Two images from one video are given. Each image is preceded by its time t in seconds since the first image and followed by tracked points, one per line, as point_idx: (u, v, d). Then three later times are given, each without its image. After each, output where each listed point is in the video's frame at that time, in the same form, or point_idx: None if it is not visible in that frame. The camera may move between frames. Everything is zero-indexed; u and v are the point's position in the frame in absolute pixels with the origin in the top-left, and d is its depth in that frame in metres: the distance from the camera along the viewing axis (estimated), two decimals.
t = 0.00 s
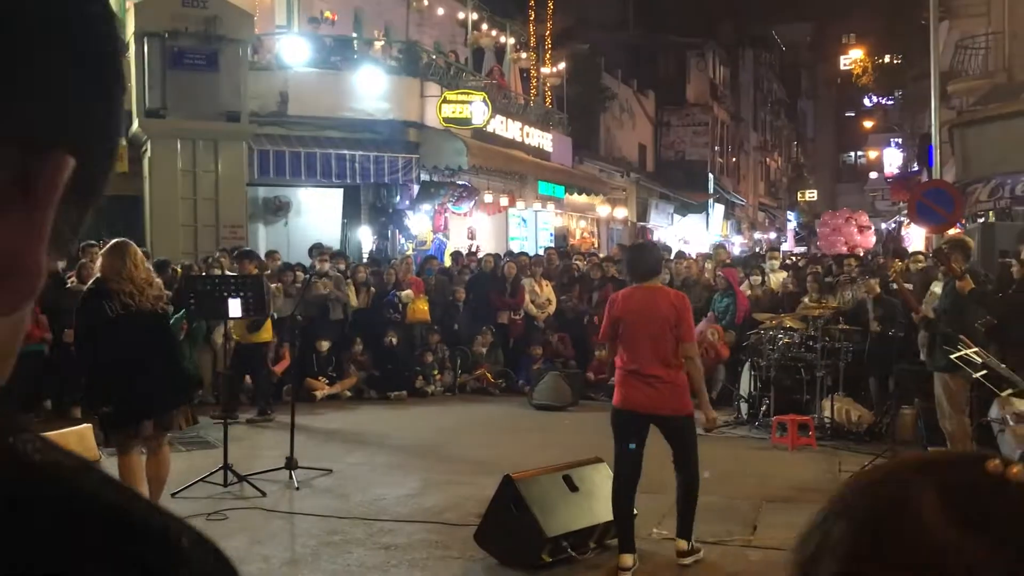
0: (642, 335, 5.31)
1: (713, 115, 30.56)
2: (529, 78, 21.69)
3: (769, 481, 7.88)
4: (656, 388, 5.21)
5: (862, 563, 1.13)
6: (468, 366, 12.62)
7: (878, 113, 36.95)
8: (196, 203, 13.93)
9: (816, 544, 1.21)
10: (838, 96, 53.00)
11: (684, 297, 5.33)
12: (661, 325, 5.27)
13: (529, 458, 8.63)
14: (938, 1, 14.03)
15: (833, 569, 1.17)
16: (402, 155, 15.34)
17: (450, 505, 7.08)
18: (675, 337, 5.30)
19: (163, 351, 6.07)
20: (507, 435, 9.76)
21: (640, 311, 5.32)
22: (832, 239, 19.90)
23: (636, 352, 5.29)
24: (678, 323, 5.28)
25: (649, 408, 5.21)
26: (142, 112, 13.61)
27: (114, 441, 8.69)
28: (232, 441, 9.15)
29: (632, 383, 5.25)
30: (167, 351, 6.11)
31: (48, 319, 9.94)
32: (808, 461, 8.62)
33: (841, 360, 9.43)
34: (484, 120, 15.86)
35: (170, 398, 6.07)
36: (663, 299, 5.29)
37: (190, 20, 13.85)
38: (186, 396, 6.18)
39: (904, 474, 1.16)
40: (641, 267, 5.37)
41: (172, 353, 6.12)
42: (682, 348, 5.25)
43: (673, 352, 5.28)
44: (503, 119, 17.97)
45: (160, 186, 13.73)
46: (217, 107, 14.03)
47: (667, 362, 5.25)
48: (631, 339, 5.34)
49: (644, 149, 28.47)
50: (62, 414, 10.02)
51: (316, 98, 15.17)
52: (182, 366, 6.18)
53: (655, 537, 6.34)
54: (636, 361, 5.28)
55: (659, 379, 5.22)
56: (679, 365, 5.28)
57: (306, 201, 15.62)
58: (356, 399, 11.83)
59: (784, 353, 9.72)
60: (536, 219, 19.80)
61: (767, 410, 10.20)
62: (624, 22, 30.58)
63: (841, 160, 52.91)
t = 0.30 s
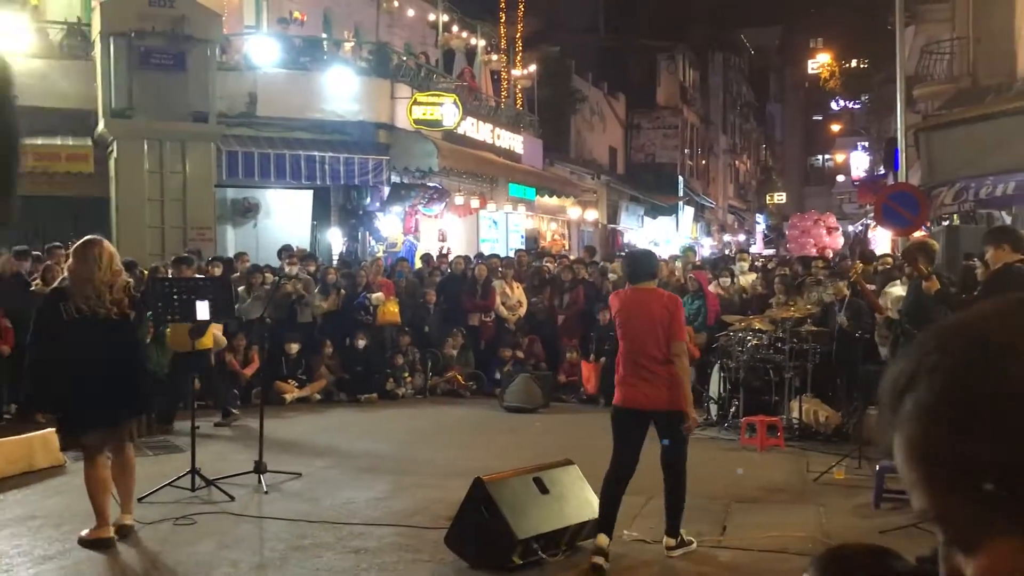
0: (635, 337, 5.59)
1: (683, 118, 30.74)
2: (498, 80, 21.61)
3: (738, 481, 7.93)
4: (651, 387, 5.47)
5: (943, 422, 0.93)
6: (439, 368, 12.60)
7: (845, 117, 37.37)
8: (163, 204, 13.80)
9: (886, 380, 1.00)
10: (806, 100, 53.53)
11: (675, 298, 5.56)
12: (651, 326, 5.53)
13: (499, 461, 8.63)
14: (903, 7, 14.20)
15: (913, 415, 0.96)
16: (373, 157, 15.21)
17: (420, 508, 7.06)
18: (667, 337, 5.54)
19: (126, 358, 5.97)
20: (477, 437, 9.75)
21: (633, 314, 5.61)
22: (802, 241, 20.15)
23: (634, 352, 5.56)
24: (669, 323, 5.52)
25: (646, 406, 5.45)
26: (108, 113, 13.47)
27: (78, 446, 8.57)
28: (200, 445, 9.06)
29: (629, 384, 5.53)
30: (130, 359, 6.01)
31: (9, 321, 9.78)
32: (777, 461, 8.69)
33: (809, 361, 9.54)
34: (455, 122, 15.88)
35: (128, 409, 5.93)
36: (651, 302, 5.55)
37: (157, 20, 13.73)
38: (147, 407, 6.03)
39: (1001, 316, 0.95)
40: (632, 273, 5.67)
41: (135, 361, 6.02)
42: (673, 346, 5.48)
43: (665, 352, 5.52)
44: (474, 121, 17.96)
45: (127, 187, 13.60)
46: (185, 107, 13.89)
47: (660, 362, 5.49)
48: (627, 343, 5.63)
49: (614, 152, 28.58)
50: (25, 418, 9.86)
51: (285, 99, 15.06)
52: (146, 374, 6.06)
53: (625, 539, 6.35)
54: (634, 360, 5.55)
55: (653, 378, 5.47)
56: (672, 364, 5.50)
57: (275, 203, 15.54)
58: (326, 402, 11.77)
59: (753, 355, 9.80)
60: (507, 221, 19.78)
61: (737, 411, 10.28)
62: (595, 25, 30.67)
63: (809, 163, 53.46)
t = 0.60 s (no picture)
0: (631, 332, 6.05)
1: (652, 120, 30.91)
2: (470, 80, 21.68)
3: (704, 481, 8.01)
4: (647, 378, 5.94)
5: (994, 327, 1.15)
6: (407, 368, 12.60)
7: (811, 121, 37.81)
8: (129, 202, 13.66)
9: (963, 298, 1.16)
10: (772, 104, 54.08)
11: (668, 299, 6.09)
12: (648, 323, 6.01)
13: (467, 461, 8.63)
14: (868, 13, 14.36)
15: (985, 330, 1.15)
16: (342, 155, 15.03)
17: (388, 508, 7.04)
18: (660, 333, 6.06)
19: (89, 361, 5.85)
20: (446, 437, 9.73)
21: (629, 311, 6.08)
22: (768, 243, 20.50)
23: (632, 346, 6.02)
24: (663, 321, 6.04)
25: (641, 396, 5.93)
26: (71, 109, 13.23)
27: (42, 446, 8.45)
28: (165, 445, 8.97)
29: (625, 376, 5.98)
30: (93, 363, 5.87)
31: None
32: (743, 461, 8.80)
33: (775, 362, 9.60)
34: (425, 121, 15.77)
35: (87, 413, 5.82)
36: (648, 301, 6.05)
37: (123, 15, 13.56)
38: (110, 411, 5.89)
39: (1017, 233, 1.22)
40: (627, 274, 6.18)
41: (98, 363, 5.88)
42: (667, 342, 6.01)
43: (659, 347, 6.03)
44: (444, 121, 17.93)
45: (92, 184, 13.42)
46: (152, 104, 13.77)
47: (655, 355, 5.98)
48: (622, 337, 6.08)
49: (584, 153, 28.67)
50: None
51: (254, 96, 14.97)
52: (111, 378, 5.91)
53: (593, 538, 6.39)
54: (631, 354, 6.01)
55: (649, 370, 5.95)
56: (664, 358, 6.02)
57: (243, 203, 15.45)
58: (294, 402, 11.72)
59: (720, 356, 9.87)
60: (477, 221, 19.78)
61: (704, 411, 10.40)
62: (565, 27, 30.75)
63: (775, 166, 54.01)
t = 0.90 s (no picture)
0: (617, 332, 6.21)
1: (622, 120, 31.03)
2: (442, 77, 21.83)
3: (672, 479, 8.05)
4: (631, 376, 6.12)
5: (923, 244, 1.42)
6: (376, 366, 12.54)
7: (778, 123, 38.17)
8: (94, 196, 13.52)
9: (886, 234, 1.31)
10: (741, 105, 54.54)
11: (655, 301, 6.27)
12: (635, 323, 6.18)
13: (436, 458, 8.60)
14: (836, 15, 14.49)
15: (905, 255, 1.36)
16: (311, 153, 15.10)
17: (355, 506, 7.00)
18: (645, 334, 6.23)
19: (63, 362, 5.69)
20: (415, 435, 9.70)
21: (618, 311, 6.24)
22: (736, 243, 21.03)
23: (621, 345, 6.18)
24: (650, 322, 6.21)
25: (624, 394, 6.10)
26: (36, 101, 13.04)
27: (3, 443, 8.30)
28: (130, 443, 8.84)
29: (610, 374, 6.15)
30: (54, 367, 5.70)
31: None
32: (710, 459, 8.86)
33: (742, 362, 9.72)
34: (395, 120, 15.67)
35: (48, 418, 5.67)
36: (637, 301, 6.21)
37: (90, 7, 13.39)
38: (70, 418, 5.68)
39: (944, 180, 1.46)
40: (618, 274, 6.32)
41: (58, 368, 5.69)
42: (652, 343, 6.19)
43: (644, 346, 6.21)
44: (414, 118, 17.85)
45: (56, 177, 13.25)
46: (117, 98, 13.56)
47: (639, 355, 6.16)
48: (609, 336, 6.24)
49: (554, 152, 28.70)
50: None
51: (222, 91, 14.79)
52: (72, 383, 5.69)
53: (561, 535, 6.41)
54: (620, 354, 6.16)
55: (634, 368, 6.12)
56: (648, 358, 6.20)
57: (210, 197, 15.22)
58: (260, 399, 11.62)
59: (689, 355, 9.94)
60: (447, 219, 19.74)
61: (671, 409, 10.48)
62: (536, 26, 30.76)
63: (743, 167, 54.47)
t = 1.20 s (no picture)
0: (602, 334, 6.47)
1: (593, 119, 31.11)
2: (412, 75, 21.51)
3: (641, 477, 8.07)
4: (615, 376, 6.43)
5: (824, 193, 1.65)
6: (345, 363, 12.48)
7: (748, 123, 38.47)
8: (58, 189, 13.30)
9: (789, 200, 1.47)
10: (711, 105, 54.92)
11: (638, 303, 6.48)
12: (618, 326, 6.43)
13: (405, 456, 8.57)
14: (805, 17, 14.62)
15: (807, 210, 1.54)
16: (281, 149, 14.99)
17: (324, 504, 6.96)
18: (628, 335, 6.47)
19: (64, 361, 5.81)
20: (384, 432, 9.67)
21: (601, 314, 6.49)
22: (706, 241, 21.16)
23: (606, 346, 6.46)
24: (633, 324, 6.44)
25: (609, 394, 6.41)
26: None
27: None
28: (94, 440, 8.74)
29: (596, 374, 6.45)
30: (54, 368, 5.82)
31: None
32: (678, 458, 8.91)
33: (711, 360, 9.71)
34: (366, 115, 15.59)
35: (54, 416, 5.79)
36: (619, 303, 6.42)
37: None
38: (65, 418, 5.78)
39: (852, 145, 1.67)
40: (603, 277, 6.52)
41: (53, 369, 5.80)
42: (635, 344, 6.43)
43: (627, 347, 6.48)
44: (384, 115, 17.76)
45: (20, 171, 13.01)
46: (82, 91, 13.43)
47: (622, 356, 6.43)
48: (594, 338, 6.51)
49: (526, 150, 28.71)
50: None
51: (190, 86, 14.59)
52: (65, 383, 5.79)
53: (530, 534, 6.41)
54: (605, 354, 6.45)
55: (617, 369, 6.43)
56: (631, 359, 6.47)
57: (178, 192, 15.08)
58: (227, 396, 11.52)
59: (658, 354, 10.08)
60: (417, 216, 19.63)
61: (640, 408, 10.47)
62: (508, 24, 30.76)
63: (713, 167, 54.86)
